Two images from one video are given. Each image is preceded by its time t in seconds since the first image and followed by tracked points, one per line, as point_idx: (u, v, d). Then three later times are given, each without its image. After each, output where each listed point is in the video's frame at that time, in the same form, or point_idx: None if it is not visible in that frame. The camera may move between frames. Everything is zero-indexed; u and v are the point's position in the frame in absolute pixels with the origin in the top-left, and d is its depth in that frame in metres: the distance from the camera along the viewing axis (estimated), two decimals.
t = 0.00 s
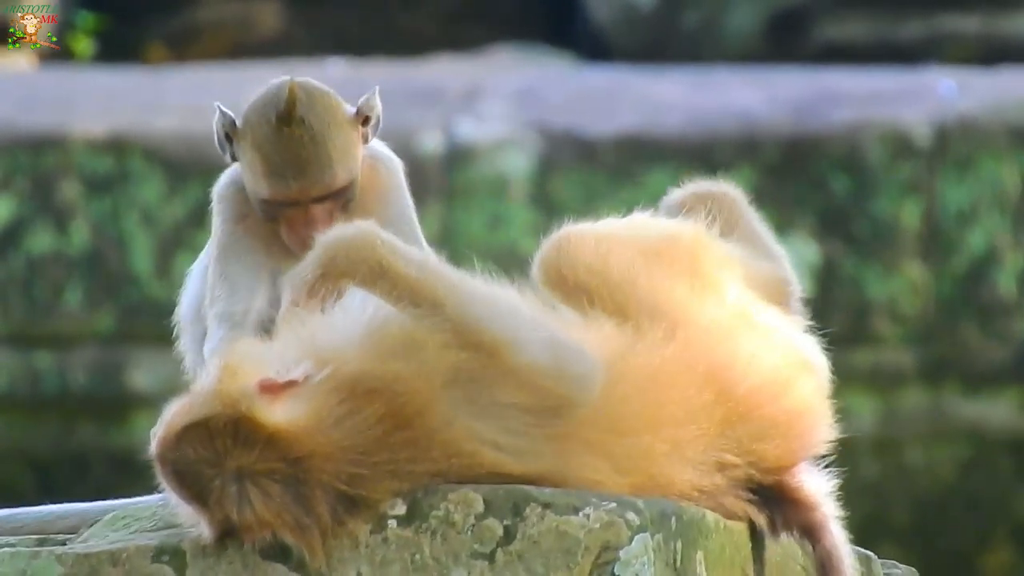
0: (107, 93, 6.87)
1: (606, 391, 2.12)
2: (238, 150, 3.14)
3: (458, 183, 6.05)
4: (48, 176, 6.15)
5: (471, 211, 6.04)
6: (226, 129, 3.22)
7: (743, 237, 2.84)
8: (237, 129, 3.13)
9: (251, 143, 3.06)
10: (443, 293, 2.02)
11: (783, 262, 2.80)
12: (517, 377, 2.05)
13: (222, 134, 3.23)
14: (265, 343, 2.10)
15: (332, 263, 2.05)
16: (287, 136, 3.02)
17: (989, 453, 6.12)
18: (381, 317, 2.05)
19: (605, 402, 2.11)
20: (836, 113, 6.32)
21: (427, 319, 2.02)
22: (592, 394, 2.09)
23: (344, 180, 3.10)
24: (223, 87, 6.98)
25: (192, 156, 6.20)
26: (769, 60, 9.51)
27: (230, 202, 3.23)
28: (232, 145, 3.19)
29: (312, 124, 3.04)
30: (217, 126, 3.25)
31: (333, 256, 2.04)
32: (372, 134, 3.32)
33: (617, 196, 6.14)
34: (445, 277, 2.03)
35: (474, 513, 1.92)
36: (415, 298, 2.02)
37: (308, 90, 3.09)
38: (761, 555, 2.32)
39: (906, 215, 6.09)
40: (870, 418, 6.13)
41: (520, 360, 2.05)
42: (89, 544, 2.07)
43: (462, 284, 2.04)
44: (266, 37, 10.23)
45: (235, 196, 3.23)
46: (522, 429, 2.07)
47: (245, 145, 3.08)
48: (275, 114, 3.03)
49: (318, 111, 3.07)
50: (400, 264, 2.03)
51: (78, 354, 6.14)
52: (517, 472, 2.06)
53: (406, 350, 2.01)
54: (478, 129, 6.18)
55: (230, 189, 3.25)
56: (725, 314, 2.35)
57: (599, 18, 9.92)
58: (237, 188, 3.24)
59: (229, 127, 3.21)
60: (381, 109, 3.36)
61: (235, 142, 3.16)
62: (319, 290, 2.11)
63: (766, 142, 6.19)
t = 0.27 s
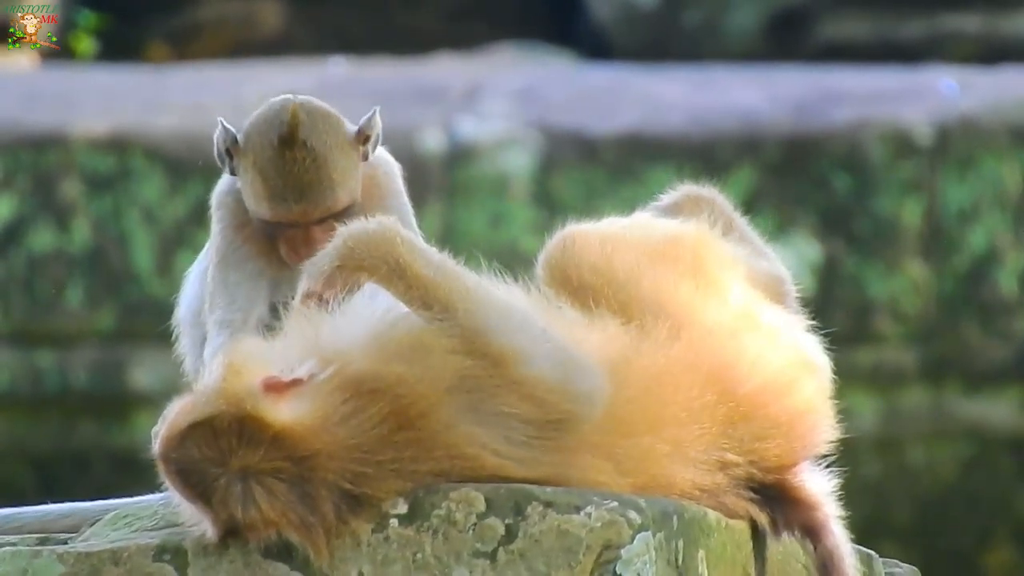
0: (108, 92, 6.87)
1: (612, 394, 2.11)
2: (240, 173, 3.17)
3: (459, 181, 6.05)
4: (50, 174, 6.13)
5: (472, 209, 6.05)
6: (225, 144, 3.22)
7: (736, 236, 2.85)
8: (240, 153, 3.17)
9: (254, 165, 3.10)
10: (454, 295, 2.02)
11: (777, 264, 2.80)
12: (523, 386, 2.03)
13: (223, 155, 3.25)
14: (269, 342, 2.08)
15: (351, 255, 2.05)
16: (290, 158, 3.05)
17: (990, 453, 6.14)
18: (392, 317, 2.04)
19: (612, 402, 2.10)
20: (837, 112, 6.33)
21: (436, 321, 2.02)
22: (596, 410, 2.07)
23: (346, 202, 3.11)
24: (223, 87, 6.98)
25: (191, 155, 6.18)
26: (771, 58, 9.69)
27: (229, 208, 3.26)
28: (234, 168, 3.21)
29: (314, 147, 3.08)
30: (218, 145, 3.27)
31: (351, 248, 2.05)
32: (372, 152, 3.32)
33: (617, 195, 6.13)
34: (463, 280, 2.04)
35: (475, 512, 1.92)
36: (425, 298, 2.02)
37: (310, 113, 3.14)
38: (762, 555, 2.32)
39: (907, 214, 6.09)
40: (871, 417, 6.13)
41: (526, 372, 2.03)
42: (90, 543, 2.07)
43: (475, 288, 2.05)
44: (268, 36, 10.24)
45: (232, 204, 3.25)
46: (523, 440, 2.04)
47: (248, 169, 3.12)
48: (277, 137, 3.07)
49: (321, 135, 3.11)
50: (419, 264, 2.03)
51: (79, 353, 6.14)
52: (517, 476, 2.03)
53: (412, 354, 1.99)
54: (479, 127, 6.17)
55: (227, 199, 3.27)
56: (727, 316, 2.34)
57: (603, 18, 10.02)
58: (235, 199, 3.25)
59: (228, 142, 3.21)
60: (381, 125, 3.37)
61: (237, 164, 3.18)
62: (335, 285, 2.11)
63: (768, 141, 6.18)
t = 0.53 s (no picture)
0: (109, 90, 6.88)
1: (614, 392, 2.11)
2: (243, 173, 3.17)
3: (461, 180, 6.05)
4: (51, 173, 6.12)
5: (475, 208, 6.06)
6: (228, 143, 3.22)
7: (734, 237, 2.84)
8: (243, 154, 3.17)
9: (256, 166, 3.10)
10: (456, 295, 2.02)
11: (779, 268, 2.79)
12: (526, 385, 2.02)
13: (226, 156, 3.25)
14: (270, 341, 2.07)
15: (354, 254, 2.07)
16: (293, 158, 3.07)
17: (992, 452, 6.15)
18: (395, 316, 2.04)
19: (614, 401, 2.10)
20: (839, 109, 6.32)
21: (438, 320, 2.01)
22: (597, 408, 2.06)
23: (348, 201, 3.12)
24: (227, 84, 7.00)
25: (193, 154, 6.18)
26: (774, 56, 9.79)
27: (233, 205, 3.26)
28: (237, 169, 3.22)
29: (316, 146, 3.09)
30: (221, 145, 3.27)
31: (353, 248, 2.07)
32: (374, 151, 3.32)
33: (619, 195, 6.13)
34: (466, 281, 2.04)
35: (477, 511, 1.92)
36: (429, 298, 2.02)
37: (313, 113, 3.15)
38: (765, 553, 2.33)
39: (909, 213, 6.08)
40: (874, 416, 6.14)
41: (527, 371, 2.02)
42: (91, 543, 2.07)
43: (479, 287, 2.05)
44: (271, 35, 10.22)
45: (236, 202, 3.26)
46: (525, 440, 2.04)
47: (251, 169, 3.12)
48: (280, 137, 3.09)
49: (323, 134, 3.13)
50: (422, 262, 2.04)
51: (81, 352, 6.14)
52: (519, 476, 2.04)
53: (414, 353, 1.98)
54: (480, 125, 6.17)
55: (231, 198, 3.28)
56: (729, 314, 2.33)
57: (607, 22, 10.06)
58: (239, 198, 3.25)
59: (231, 141, 3.21)
60: (381, 124, 3.36)
61: (240, 165, 3.18)
62: (336, 283, 2.11)
63: (771, 138, 6.17)
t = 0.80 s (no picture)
0: (121, 88, 6.88)
1: (627, 391, 2.11)
2: (257, 170, 3.17)
3: (475, 178, 6.05)
4: (65, 172, 6.15)
5: (488, 206, 6.05)
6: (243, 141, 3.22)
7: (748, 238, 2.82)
8: (258, 151, 3.17)
9: (270, 163, 3.10)
10: (470, 294, 2.02)
11: (793, 272, 2.76)
12: (538, 385, 2.02)
13: (242, 153, 3.25)
14: (285, 340, 2.08)
15: (368, 251, 2.05)
16: (306, 156, 3.06)
17: (1006, 451, 6.15)
18: (409, 314, 2.03)
19: (627, 401, 2.10)
20: (852, 107, 6.30)
21: (452, 319, 2.01)
22: (611, 406, 2.05)
23: (361, 200, 3.11)
24: (239, 82, 7.00)
25: (205, 153, 6.17)
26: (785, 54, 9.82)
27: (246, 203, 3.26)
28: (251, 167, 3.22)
29: (330, 144, 3.09)
30: (236, 143, 3.27)
31: (367, 245, 2.06)
32: (389, 153, 3.30)
33: (632, 191, 6.13)
34: (480, 281, 2.04)
35: (490, 510, 1.92)
36: (442, 296, 2.02)
37: (328, 111, 3.15)
38: (778, 553, 2.30)
39: (923, 211, 6.06)
40: (887, 414, 6.12)
41: (540, 371, 2.01)
42: (106, 542, 2.07)
43: (494, 286, 2.04)
44: (283, 33, 10.27)
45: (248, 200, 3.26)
46: (538, 439, 2.03)
47: (264, 167, 3.13)
48: (294, 134, 3.08)
49: (337, 133, 3.12)
50: (435, 259, 2.03)
51: (94, 351, 6.15)
52: (532, 476, 2.03)
53: (427, 352, 1.98)
54: (493, 123, 6.15)
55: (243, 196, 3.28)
56: (743, 312, 2.32)
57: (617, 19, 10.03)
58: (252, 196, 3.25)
59: (246, 139, 3.21)
60: (397, 126, 3.34)
61: (254, 162, 3.18)
62: (350, 282, 2.12)
63: (785, 136, 6.14)
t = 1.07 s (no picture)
0: (136, 102, 6.93)
1: (643, 404, 2.10)
2: (272, 187, 3.19)
3: (490, 191, 6.06)
4: (81, 186, 6.19)
5: (504, 219, 6.06)
6: (259, 158, 3.24)
7: (764, 252, 2.80)
8: (273, 168, 3.19)
9: (285, 180, 3.12)
10: (486, 308, 2.02)
11: (805, 285, 2.75)
12: (554, 398, 2.02)
13: (258, 171, 3.26)
14: (299, 353, 2.07)
15: (384, 264, 2.07)
16: (321, 173, 3.08)
17: None
18: (424, 327, 2.03)
19: (643, 414, 2.09)
20: (867, 121, 6.30)
21: (467, 332, 2.01)
22: (627, 420, 2.06)
23: (375, 217, 3.12)
24: (254, 96, 7.03)
25: (223, 168, 6.23)
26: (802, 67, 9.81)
27: (263, 215, 3.26)
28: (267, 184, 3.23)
29: (343, 161, 3.10)
30: (253, 161, 3.29)
31: (384, 258, 2.07)
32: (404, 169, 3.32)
33: (647, 208, 6.13)
34: (496, 295, 2.04)
35: (505, 524, 1.91)
36: (458, 310, 2.02)
37: (343, 128, 3.16)
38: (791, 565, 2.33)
39: (937, 224, 6.09)
40: (902, 427, 6.08)
41: (555, 386, 2.02)
42: (120, 556, 2.06)
43: (509, 301, 2.05)
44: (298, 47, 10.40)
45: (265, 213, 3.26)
46: (553, 453, 2.03)
47: (279, 184, 3.14)
48: (308, 151, 3.10)
49: (351, 150, 3.14)
50: (450, 274, 2.03)
51: (110, 365, 6.17)
52: (548, 489, 2.02)
53: (444, 366, 1.97)
54: (508, 138, 6.19)
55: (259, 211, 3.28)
56: (758, 325, 2.32)
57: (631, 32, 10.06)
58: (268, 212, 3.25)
59: (262, 156, 3.23)
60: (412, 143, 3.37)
61: (270, 179, 3.19)
62: (365, 296, 2.11)
63: (799, 149, 6.15)
